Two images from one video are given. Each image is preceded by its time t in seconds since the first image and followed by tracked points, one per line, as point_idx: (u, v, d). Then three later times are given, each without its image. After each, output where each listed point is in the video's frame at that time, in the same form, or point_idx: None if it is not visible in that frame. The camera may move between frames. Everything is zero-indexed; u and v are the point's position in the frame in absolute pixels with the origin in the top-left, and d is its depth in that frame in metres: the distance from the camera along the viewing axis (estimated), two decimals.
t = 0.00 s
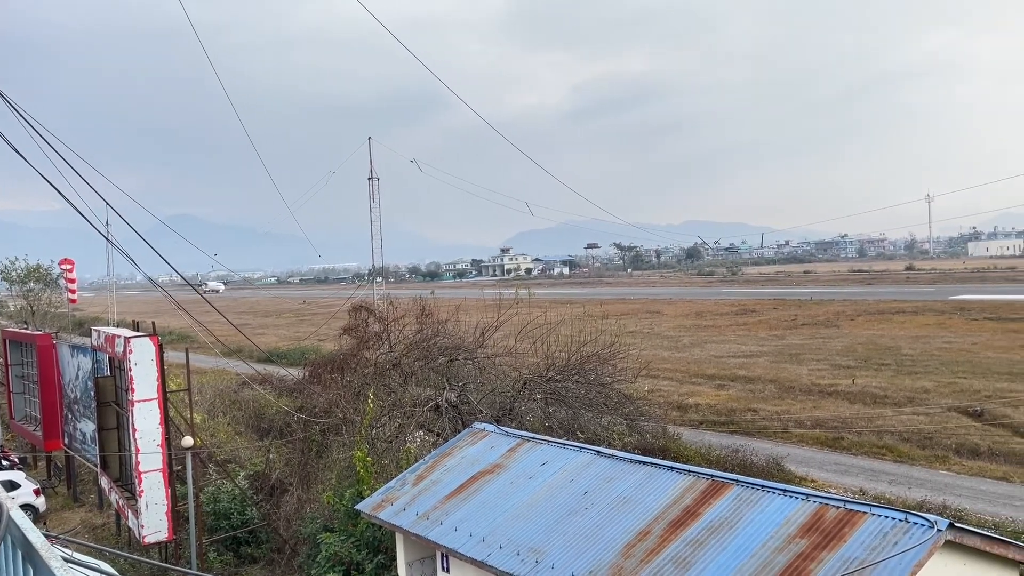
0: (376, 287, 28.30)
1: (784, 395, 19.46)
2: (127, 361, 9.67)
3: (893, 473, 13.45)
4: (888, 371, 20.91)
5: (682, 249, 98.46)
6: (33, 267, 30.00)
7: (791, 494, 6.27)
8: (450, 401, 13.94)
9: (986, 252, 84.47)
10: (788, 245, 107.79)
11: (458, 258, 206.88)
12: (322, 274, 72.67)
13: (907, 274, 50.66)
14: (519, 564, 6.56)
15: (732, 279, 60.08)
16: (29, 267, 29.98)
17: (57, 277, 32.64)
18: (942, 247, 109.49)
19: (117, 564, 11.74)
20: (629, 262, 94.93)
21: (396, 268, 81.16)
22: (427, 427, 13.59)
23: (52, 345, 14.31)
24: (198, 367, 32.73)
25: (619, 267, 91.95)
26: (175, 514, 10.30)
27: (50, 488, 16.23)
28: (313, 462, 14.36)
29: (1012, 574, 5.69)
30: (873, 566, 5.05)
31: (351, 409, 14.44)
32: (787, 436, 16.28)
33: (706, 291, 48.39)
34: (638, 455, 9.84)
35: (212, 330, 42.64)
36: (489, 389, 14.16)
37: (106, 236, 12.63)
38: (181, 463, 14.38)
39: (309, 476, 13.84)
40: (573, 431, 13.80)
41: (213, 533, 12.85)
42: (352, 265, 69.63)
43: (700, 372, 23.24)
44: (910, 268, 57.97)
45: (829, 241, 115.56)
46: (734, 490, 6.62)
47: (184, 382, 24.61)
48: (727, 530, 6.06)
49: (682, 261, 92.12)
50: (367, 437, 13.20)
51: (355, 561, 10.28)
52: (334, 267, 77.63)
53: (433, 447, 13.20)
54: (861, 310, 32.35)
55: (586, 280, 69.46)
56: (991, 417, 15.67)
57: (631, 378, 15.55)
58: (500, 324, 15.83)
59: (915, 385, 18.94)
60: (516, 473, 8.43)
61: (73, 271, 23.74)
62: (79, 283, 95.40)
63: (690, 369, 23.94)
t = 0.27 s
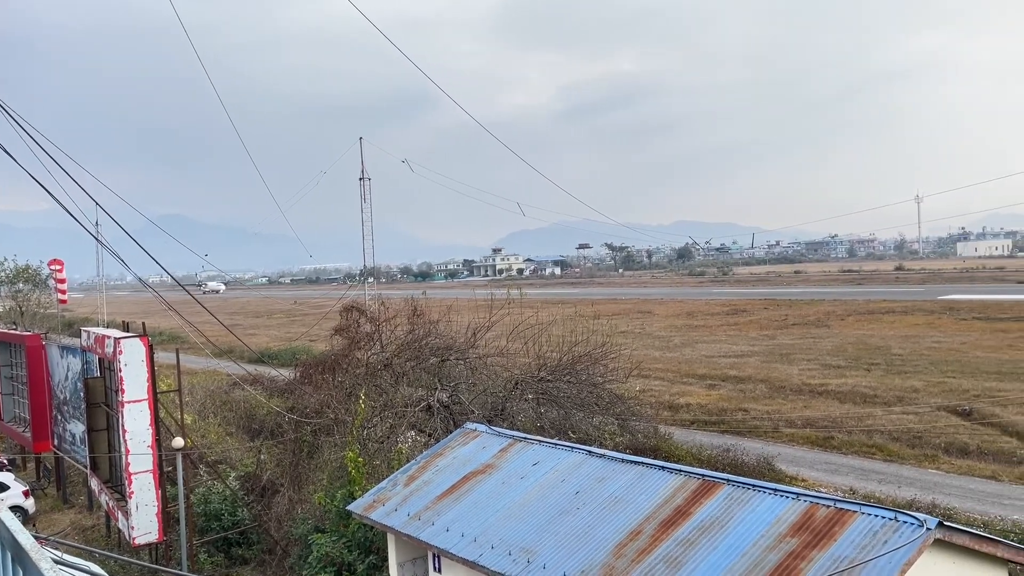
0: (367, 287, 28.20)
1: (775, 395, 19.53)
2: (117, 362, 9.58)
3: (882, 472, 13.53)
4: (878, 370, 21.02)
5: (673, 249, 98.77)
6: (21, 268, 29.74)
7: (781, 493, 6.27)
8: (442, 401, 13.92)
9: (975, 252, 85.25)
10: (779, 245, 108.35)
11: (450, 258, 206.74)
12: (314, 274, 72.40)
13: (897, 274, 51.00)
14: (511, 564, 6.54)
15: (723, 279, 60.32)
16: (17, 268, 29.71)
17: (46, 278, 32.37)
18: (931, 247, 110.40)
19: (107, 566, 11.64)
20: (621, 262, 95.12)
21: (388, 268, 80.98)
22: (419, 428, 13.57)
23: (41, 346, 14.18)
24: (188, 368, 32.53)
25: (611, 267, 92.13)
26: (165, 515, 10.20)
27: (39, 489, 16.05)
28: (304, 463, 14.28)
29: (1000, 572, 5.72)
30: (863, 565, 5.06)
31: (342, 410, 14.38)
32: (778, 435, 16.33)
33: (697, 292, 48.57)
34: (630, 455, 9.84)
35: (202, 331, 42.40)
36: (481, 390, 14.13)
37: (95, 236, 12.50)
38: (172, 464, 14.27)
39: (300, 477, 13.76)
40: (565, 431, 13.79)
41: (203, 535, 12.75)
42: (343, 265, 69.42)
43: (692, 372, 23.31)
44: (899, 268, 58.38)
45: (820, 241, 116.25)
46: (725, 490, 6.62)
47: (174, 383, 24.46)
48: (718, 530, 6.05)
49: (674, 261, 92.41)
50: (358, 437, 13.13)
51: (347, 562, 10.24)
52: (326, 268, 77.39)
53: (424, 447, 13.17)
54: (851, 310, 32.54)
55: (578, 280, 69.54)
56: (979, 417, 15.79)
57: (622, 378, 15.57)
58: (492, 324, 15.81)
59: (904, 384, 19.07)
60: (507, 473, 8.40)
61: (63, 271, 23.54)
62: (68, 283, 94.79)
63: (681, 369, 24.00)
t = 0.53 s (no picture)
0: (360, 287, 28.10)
1: (767, 395, 19.58)
2: (108, 363, 9.49)
3: (874, 471, 13.58)
4: (870, 370, 21.12)
5: (666, 250, 99.00)
6: (12, 269, 29.48)
7: (774, 493, 6.27)
8: (435, 402, 13.87)
9: (966, 253, 86.04)
10: (771, 245, 108.93)
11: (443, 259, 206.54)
12: (306, 274, 72.16)
13: (889, 274, 51.26)
14: (504, 564, 6.51)
15: (715, 279, 60.50)
16: (8, 268, 29.45)
17: (37, 278, 32.11)
18: (923, 247, 111.24)
19: (98, 568, 11.54)
20: (614, 262, 95.26)
21: (381, 269, 80.83)
22: (411, 429, 13.52)
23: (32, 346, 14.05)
24: (180, 369, 32.33)
25: (604, 268, 92.28)
26: (158, 517, 10.11)
27: (30, 491, 15.86)
28: (297, 464, 14.20)
29: (991, 571, 5.73)
30: (854, 564, 5.06)
31: (335, 411, 14.31)
32: (770, 435, 16.36)
33: (690, 292, 48.68)
34: (623, 455, 9.83)
35: (194, 332, 42.19)
36: (474, 390, 14.10)
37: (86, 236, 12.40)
38: (164, 465, 14.16)
39: (292, 478, 13.68)
40: (557, 432, 13.77)
41: (195, 536, 12.67)
42: (336, 265, 69.23)
43: (684, 372, 23.34)
44: (891, 268, 58.72)
45: (813, 241, 116.90)
46: (717, 490, 6.62)
47: (165, 384, 24.31)
48: (710, 530, 6.04)
49: (667, 262, 92.60)
50: (350, 438, 13.07)
51: (339, 563, 10.18)
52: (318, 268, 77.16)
53: (417, 448, 13.14)
54: (843, 310, 32.69)
55: (572, 281, 69.59)
56: (970, 416, 15.87)
57: (615, 378, 15.57)
58: (485, 324, 15.78)
59: (896, 384, 19.15)
60: (500, 473, 8.38)
61: (54, 272, 23.34)
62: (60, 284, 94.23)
63: (674, 369, 24.04)
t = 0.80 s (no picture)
0: (354, 288, 28.03)
1: (761, 395, 19.64)
2: (101, 364, 9.42)
3: (867, 471, 13.62)
4: (863, 370, 21.19)
5: (661, 250, 99.19)
6: (4, 269, 29.29)
7: (768, 493, 6.27)
8: (429, 402, 13.84)
9: (958, 253, 86.57)
10: (765, 245, 109.29)
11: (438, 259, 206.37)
12: (300, 275, 71.93)
13: (883, 275, 51.45)
14: (498, 564, 6.49)
15: (710, 279, 60.64)
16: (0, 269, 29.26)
17: (30, 279, 31.94)
18: (916, 247, 111.80)
19: (91, 570, 11.46)
20: (609, 262, 95.36)
21: (376, 270, 80.66)
22: (406, 429, 13.46)
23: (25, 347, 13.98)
24: (173, 370, 32.20)
25: (599, 268, 92.38)
26: (151, 519, 10.04)
27: (23, 493, 15.78)
28: (291, 465, 14.14)
29: (984, 570, 5.74)
30: (848, 564, 5.07)
31: (329, 411, 14.25)
32: (765, 435, 16.40)
33: (684, 292, 48.77)
34: (618, 455, 9.84)
35: (188, 333, 42.02)
36: (468, 391, 14.08)
37: (79, 237, 12.34)
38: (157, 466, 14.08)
39: (286, 479, 13.61)
40: (552, 432, 13.73)
41: (189, 537, 12.61)
42: (330, 266, 69.04)
43: (679, 372, 23.37)
44: (884, 268, 58.99)
45: (807, 241, 117.29)
46: (711, 490, 6.61)
47: (159, 385, 24.20)
48: (705, 530, 6.04)
49: (662, 262, 92.78)
50: (345, 439, 13.02)
51: (334, 564, 10.14)
52: (313, 269, 76.91)
53: (412, 449, 13.09)
54: (837, 310, 32.79)
55: (567, 281, 69.62)
56: (963, 416, 15.94)
57: (610, 379, 15.56)
58: (479, 325, 15.77)
59: (889, 384, 19.22)
60: (494, 474, 8.37)
61: (47, 273, 23.21)
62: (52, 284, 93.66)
63: (668, 369, 24.08)
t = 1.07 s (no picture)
0: (350, 288, 27.98)
1: (756, 395, 19.67)
2: (96, 365, 9.37)
3: (863, 470, 13.65)
4: (858, 370, 21.25)
5: (656, 250, 99.34)
6: None
7: (763, 493, 6.27)
8: (425, 403, 13.82)
9: (952, 253, 86.96)
10: (761, 245, 109.60)
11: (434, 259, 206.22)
12: (296, 275, 71.77)
13: (878, 274, 51.56)
14: (494, 565, 6.48)
15: (706, 279, 60.75)
16: None
17: (24, 280, 31.79)
18: (910, 247, 112.24)
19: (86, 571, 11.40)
20: (604, 262, 95.47)
21: (371, 270, 80.55)
22: (402, 430, 13.43)
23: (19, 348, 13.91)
24: (168, 370, 32.09)
25: (594, 268, 92.49)
26: (146, 520, 9.99)
27: (17, 494, 15.70)
28: (287, 466, 14.09)
29: (979, 569, 5.75)
30: (843, 563, 5.07)
31: (325, 412, 14.21)
32: (760, 435, 16.42)
33: (679, 292, 48.84)
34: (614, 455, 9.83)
35: (183, 333, 41.89)
36: (464, 391, 14.08)
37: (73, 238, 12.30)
38: (152, 467, 14.03)
39: (282, 480, 13.56)
40: (548, 432, 13.72)
41: (184, 539, 12.56)
42: (326, 266, 68.90)
43: (674, 372, 23.39)
44: (879, 268, 59.18)
45: (802, 241, 117.58)
46: (707, 490, 6.61)
47: (153, 386, 24.11)
48: (701, 530, 6.04)
49: (657, 262, 92.90)
50: (341, 440, 12.99)
51: (330, 565, 10.10)
52: (308, 269, 76.75)
53: (407, 449, 13.08)
54: (832, 310, 32.88)
55: (563, 281, 69.66)
56: (958, 415, 16.00)
57: (606, 379, 15.56)
58: (475, 325, 15.78)
59: (884, 383, 19.28)
60: (490, 474, 8.35)
61: (42, 273, 23.11)
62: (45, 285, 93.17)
63: (664, 369, 24.12)
